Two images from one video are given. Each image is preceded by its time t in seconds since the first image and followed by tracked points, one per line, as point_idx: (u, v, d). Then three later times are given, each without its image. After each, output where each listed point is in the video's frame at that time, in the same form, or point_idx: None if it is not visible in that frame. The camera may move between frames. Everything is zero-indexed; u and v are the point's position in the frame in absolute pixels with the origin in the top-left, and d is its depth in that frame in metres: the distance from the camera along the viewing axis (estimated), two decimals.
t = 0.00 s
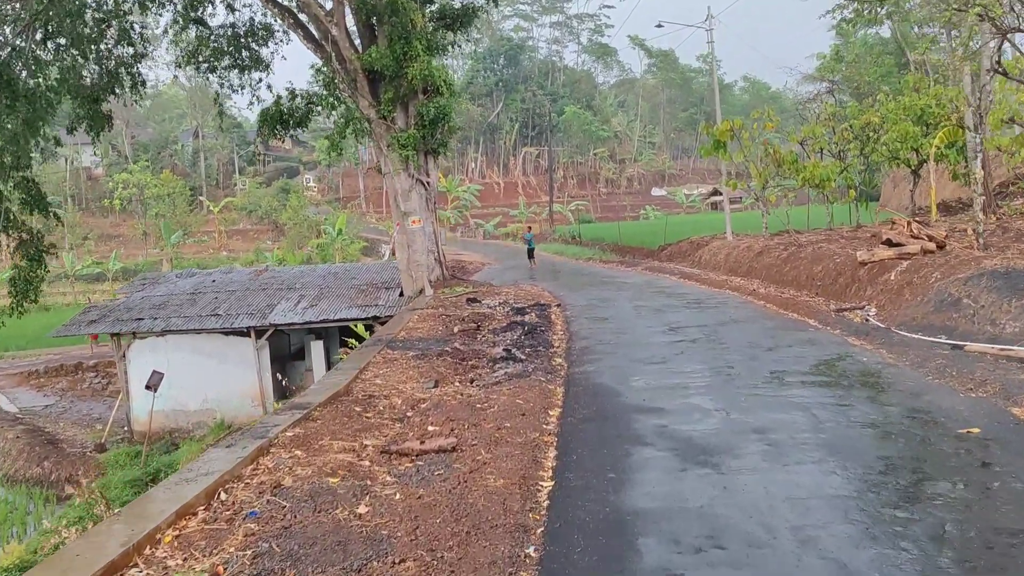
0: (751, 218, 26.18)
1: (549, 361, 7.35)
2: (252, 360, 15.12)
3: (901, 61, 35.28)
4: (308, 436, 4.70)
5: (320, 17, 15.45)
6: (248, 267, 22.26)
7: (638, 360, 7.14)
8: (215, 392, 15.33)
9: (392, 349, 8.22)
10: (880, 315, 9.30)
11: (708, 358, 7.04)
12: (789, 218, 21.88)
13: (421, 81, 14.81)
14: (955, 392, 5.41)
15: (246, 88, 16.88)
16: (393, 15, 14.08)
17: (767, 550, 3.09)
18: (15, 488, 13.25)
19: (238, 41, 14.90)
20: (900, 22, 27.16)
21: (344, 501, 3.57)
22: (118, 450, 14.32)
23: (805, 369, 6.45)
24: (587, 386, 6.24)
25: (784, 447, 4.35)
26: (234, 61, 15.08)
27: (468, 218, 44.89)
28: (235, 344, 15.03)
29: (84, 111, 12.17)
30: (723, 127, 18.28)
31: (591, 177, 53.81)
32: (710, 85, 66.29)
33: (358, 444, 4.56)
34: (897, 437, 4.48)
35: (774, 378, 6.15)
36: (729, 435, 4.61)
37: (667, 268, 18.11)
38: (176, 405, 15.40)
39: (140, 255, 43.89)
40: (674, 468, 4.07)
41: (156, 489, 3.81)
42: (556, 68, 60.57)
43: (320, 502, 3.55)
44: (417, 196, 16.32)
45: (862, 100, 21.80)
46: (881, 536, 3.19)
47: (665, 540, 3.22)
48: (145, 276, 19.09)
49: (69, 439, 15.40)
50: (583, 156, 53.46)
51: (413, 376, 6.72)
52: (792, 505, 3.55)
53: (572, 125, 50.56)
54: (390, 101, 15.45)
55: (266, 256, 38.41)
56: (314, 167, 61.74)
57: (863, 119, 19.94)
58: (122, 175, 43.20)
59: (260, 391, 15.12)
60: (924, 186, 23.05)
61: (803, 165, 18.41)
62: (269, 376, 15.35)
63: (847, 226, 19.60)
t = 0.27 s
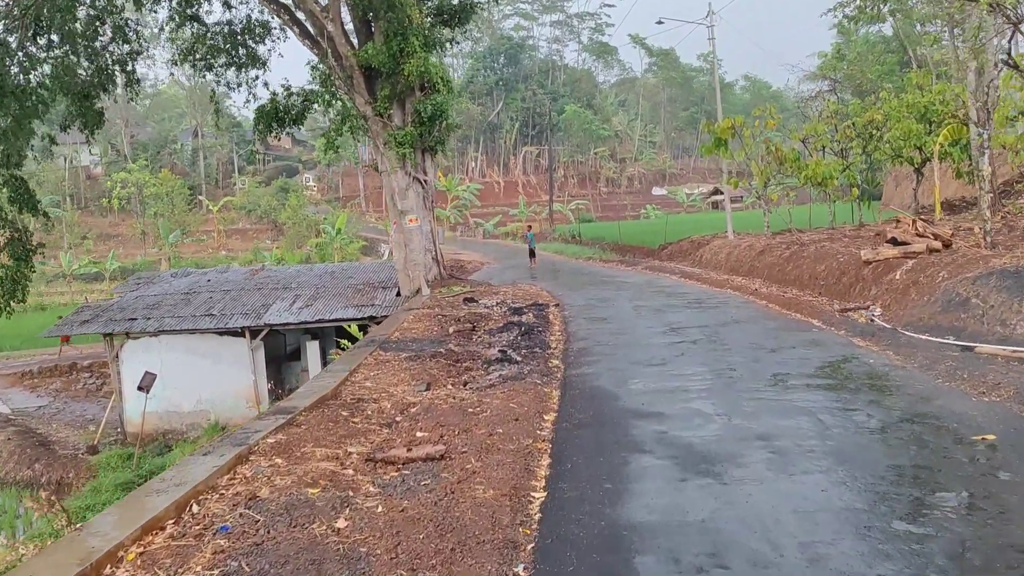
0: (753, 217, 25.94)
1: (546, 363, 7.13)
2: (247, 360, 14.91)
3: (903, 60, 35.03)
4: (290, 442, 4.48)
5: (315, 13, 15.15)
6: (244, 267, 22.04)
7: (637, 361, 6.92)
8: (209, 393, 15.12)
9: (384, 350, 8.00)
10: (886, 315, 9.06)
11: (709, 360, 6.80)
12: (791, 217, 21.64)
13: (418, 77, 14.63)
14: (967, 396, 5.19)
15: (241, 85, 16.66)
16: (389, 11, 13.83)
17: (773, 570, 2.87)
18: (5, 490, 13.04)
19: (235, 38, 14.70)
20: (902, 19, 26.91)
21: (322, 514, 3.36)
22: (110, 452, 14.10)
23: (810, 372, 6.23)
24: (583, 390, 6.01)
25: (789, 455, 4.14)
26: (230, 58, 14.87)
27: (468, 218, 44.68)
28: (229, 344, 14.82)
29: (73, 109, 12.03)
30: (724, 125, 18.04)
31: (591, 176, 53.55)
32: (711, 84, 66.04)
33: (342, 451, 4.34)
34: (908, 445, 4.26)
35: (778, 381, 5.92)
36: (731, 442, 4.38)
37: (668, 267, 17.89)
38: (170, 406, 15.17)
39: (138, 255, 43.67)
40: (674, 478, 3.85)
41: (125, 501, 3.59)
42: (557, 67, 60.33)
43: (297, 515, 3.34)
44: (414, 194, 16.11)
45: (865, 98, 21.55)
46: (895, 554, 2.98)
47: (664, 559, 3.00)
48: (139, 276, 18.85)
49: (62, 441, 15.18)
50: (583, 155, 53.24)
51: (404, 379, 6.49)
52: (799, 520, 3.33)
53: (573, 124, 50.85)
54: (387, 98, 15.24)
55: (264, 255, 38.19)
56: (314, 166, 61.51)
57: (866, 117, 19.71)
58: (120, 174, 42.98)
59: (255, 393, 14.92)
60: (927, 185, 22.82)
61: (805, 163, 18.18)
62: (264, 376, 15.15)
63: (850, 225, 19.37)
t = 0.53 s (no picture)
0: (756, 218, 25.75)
1: (545, 373, 6.92)
2: (243, 365, 14.72)
3: (906, 60, 34.83)
4: (276, 460, 4.28)
5: (313, 12, 14.96)
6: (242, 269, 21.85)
7: (640, 371, 6.71)
8: (205, 398, 14.92)
9: (379, 358, 7.80)
10: (894, 322, 8.84)
11: (714, 370, 6.60)
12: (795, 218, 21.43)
13: (416, 77, 14.39)
14: (984, 411, 4.98)
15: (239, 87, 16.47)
16: (387, 11, 13.65)
17: None
18: None
19: (234, 39, 14.53)
20: (906, 19, 26.71)
21: (304, 543, 3.16)
22: (105, 458, 13.92)
23: (819, 383, 6.02)
24: (584, 401, 5.81)
25: (799, 476, 3.93)
26: (229, 59, 14.68)
27: (469, 219, 44.50)
28: (225, 348, 14.63)
29: (68, 110, 11.91)
30: (727, 126, 17.82)
31: (592, 177, 53.37)
32: (713, 85, 65.83)
33: (330, 471, 4.14)
34: (924, 465, 4.05)
35: (786, 393, 5.70)
36: (738, 462, 4.18)
37: (670, 270, 17.68)
38: (165, 412, 14.98)
39: (138, 256, 43.49)
40: (678, 503, 3.65)
41: (96, 528, 3.40)
42: (558, 68, 60.14)
43: (278, 545, 3.14)
44: (413, 197, 15.93)
45: (869, 99, 21.33)
46: None
47: None
48: (136, 278, 18.66)
49: (56, 446, 15.00)
50: (585, 156, 53.05)
51: (398, 390, 6.30)
52: (814, 551, 3.12)
53: (574, 124, 50.59)
54: (385, 99, 15.05)
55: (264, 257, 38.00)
56: (314, 167, 61.32)
57: (870, 118, 19.50)
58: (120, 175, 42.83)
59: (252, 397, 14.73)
60: (932, 187, 22.61)
61: (809, 165, 17.97)
62: (260, 381, 14.96)
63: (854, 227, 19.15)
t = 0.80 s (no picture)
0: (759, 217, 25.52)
1: (544, 374, 6.71)
2: (240, 365, 14.53)
3: (909, 58, 34.62)
4: (260, 468, 4.09)
5: (309, 8, 14.75)
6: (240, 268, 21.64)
7: (642, 372, 6.51)
8: (201, 399, 14.73)
9: (374, 359, 7.60)
10: (901, 321, 8.63)
11: (718, 372, 6.39)
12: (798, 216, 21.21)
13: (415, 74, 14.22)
14: (1001, 415, 4.77)
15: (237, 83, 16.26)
16: (385, 6, 13.49)
17: None
18: None
19: (232, 36, 14.33)
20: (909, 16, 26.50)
21: (285, 559, 2.97)
22: (99, 459, 13.73)
23: (827, 385, 5.82)
24: (584, 404, 5.60)
25: (811, 485, 3.73)
26: (227, 56, 14.48)
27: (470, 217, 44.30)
28: (222, 347, 14.44)
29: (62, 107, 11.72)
30: (730, 123, 17.60)
31: (594, 176, 53.14)
32: (714, 83, 65.60)
33: (317, 479, 3.94)
34: (941, 473, 3.85)
35: (794, 395, 5.49)
36: (745, 470, 3.97)
37: (672, 269, 17.47)
38: (160, 413, 14.79)
39: (137, 255, 43.28)
40: (683, 515, 3.45)
41: (67, 542, 3.21)
42: (559, 66, 59.91)
43: (256, 561, 2.95)
44: (411, 194, 15.73)
45: (873, 96, 21.10)
46: None
47: None
48: (132, 278, 18.48)
49: (50, 447, 14.82)
50: (585, 155, 52.83)
51: (392, 392, 6.10)
52: (828, 566, 2.92)
53: (575, 124, 49.92)
54: (384, 96, 14.85)
55: (264, 256, 37.79)
56: (314, 166, 61.10)
57: (874, 115, 19.27)
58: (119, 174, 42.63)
59: (248, 398, 14.53)
60: (936, 185, 22.38)
61: (812, 162, 17.76)
62: (257, 381, 14.76)
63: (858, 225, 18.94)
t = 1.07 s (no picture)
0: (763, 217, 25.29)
1: (543, 380, 6.51)
2: (236, 367, 14.34)
3: (913, 57, 34.39)
4: (244, 482, 3.88)
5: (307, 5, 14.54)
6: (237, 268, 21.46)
7: (644, 378, 6.32)
8: (197, 401, 14.55)
9: (370, 363, 7.42)
10: (910, 324, 8.42)
11: (723, 377, 6.19)
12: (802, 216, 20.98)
13: (414, 72, 14.05)
14: (1019, 426, 4.57)
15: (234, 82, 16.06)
16: (383, 4, 13.32)
17: None
18: None
19: (230, 34, 14.14)
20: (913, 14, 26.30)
21: None
22: (93, 463, 13.56)
23: (836, 392, 5.61)
24: (584, 412, 5.41)
25: (823, 503, 3.53)
26: (224, 55, 14.29)
27: (471, 217, 44.13)
28: (218, 349, 14.26)
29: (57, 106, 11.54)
30: (733, 121, 17.41)
31: (595, 176, 52.90)
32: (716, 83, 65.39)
33: (302, 494, 3.74)
34: (962, 491, 3.64)
35: (802, 403, 5.29)
36: (754, 486, 3.77)
37: (674, 270, 17.27)
38: (156, 415, 14.61)
39: (137, 254, 43.10)
40: (687, 536, 3.25)
41: (35, 565, 3.02)
42: (560, 66, 59.72)
43: None
44: (410, 194, 15.54)
45: (877, 95, 20.91)
46: None
47: None
48: (129, 278, 18.31)
49: (44, 451, 14.64)
50: (587, 155, 52.66)
51: (386, 398, 5.90)
52: None
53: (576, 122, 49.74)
54: (382, 94, 14.65)
55: (264, 256, 37.63)
56: (315, 166, 60.94)
57: (879, 113, 19.05)
58: (120, 173, 42.47)
59: (244, 401, 14.33)
60: (941, 184, 22.15)
61: (816, 161, 17.56)
62: (253, 384, 14.57)
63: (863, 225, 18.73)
